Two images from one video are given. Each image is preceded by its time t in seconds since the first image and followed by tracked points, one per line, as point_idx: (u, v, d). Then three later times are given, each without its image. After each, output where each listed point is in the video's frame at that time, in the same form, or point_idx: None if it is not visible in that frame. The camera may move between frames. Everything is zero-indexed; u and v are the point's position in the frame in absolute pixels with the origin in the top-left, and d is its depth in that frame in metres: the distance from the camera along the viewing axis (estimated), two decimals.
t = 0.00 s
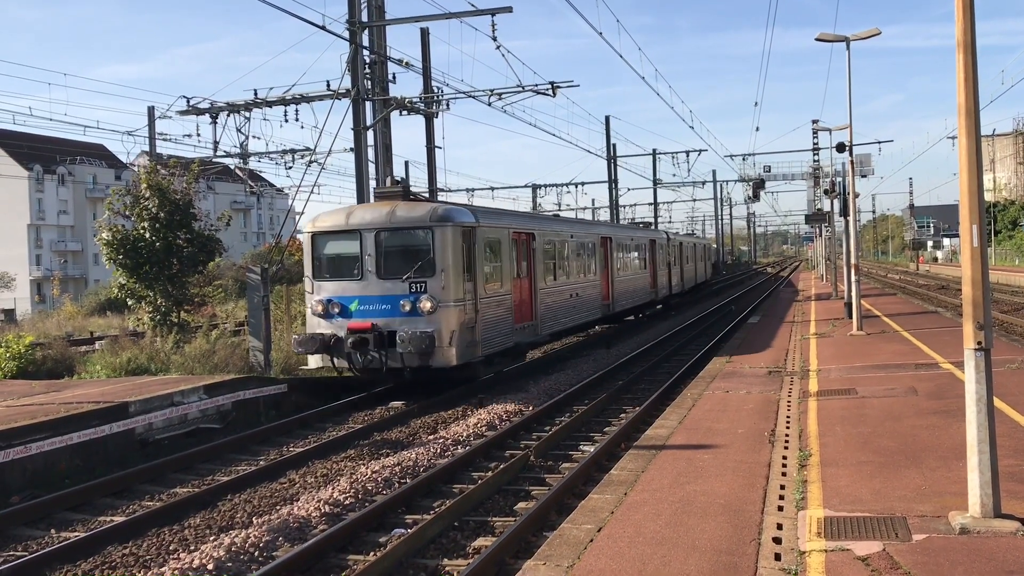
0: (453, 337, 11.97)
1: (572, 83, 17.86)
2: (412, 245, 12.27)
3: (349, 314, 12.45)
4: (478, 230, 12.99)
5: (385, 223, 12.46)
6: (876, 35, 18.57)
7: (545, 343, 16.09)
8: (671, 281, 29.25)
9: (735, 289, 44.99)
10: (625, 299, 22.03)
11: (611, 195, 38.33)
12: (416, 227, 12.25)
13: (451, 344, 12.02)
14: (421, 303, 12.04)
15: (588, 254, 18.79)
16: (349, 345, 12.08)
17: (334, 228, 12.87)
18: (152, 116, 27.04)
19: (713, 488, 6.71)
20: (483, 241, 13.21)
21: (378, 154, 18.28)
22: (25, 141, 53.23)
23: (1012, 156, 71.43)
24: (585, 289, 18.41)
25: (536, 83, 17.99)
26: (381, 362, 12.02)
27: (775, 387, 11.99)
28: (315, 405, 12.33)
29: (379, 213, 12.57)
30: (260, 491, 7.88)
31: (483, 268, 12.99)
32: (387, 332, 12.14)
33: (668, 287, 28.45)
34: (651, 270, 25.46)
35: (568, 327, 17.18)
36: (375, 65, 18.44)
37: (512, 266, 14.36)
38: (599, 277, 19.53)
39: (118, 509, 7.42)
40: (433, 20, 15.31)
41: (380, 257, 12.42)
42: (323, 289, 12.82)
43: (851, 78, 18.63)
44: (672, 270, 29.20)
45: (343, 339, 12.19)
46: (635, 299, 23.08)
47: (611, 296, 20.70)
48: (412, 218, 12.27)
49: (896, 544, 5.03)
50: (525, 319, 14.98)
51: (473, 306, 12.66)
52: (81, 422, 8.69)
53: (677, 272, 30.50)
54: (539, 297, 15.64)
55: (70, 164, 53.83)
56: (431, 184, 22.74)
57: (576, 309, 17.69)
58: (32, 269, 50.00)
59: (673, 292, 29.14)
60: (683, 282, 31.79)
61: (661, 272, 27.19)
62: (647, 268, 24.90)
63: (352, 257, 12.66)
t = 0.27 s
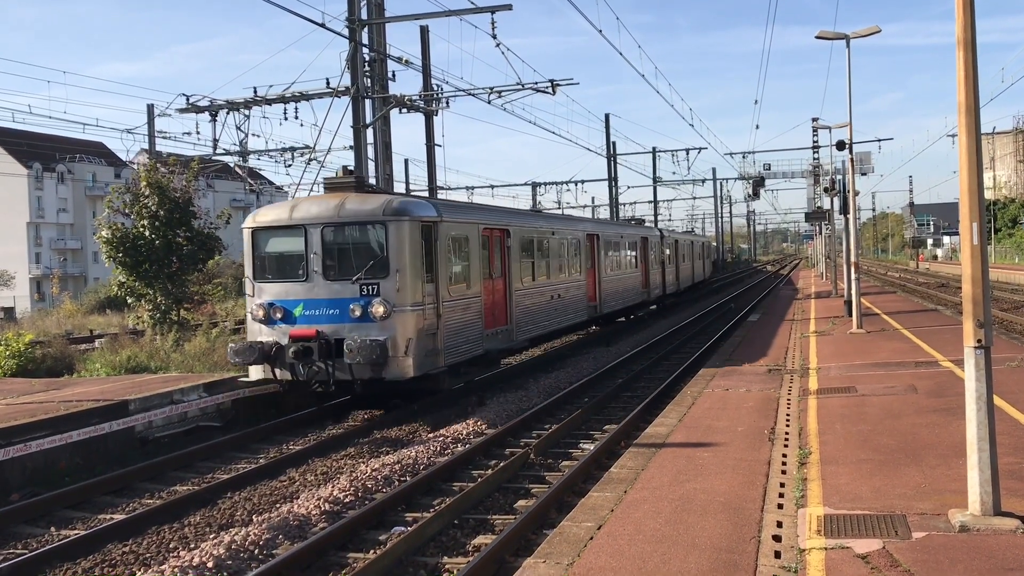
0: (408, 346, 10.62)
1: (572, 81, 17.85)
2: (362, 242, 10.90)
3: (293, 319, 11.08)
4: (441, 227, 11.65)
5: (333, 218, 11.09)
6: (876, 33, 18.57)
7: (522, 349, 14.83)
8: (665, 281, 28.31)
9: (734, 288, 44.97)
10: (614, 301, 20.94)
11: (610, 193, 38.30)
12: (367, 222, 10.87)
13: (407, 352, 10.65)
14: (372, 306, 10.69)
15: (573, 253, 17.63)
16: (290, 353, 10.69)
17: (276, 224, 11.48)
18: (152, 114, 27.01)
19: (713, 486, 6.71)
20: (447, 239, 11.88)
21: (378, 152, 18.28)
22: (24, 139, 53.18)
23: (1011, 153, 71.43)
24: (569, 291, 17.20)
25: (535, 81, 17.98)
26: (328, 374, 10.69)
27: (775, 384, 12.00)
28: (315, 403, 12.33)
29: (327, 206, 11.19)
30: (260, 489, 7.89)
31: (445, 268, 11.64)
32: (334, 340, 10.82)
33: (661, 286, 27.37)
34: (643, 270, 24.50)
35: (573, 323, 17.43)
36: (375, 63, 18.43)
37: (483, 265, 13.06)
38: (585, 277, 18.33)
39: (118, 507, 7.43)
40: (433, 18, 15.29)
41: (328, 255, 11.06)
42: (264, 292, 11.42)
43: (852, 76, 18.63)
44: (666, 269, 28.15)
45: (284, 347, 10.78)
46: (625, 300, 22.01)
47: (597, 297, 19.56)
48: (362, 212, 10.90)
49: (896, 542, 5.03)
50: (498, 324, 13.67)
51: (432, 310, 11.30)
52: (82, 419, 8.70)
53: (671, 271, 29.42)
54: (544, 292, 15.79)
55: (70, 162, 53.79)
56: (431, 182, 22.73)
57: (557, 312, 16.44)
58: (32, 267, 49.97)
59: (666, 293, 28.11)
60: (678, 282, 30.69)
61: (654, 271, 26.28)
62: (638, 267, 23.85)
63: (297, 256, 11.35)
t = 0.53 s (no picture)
0: (352, 357, 9.48)
1: (572, 79, 17.83)
2: (301, 240, 9.76)
3: (222, 327, 9.95)
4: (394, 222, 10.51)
5: (266, 212, 9.92)
6: (877, 30, 18.56)
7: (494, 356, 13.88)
8: (660, 281, 27.45)
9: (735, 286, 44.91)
10: (601, 303, 19.98)
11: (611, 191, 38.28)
12: (305, 217, 9.72)
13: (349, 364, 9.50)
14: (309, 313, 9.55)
15: (553, 252, 16.71)
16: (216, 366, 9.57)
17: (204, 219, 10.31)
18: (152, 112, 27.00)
19: (713, 484, 6.71)
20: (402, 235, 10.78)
21: (378, 150, 18.27)
22: (24, 137, 53.16)
23: (1011, 151, 71.37)
24: (547, 294, 16.25)
25: (536, 79, 17.97)
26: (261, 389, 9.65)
27: (776, 382, 12.00)
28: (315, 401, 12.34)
29: (260, 199, 10.02)
30: (260, 487, 7.89)
31: (399, 268, 10.51)
32: (267, 351, 9.68)
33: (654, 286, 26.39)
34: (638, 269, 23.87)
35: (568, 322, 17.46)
36: (375, 61, 18.42)
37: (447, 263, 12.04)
38: (567, 279, 17.34)
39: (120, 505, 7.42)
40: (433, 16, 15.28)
41: (262, 253, 9.92)
42: (192, 297, 10.27)
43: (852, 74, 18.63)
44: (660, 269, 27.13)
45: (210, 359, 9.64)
46: (612, 302, 21.04)
47: (582, 300, 18.64)
48: (300, 205, 9.73)
49: (897, 540, 5.03)
50: (465, 330, 12.65)
51: (383, 315, 10.15)
52: (82, 418, 8.71)
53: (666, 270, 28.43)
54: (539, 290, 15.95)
55: (70, 160, 53.77)
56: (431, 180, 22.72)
57: (535, 317, 15.49)
58: (32, 265, 49.97)
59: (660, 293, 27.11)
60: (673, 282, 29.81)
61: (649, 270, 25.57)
62: (628, 266, 22.83)
63: (228, 255, 10.19)
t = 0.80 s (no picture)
0: (279, 373, 7.99)
1: (572, 77, 17.82)
2: (219, 237, 8.24)
3: (128, 339, 8.39)
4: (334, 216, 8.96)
5: (176, 203, 8.37)
6: (877, 28, 18.55)
7: (460, 366, 12.40)
8: (653, 280, 26.40)
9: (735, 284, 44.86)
10: (585, 306, 18.77)
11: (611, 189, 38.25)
12: (223, 210, 8.21)
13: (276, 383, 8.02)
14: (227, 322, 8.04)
15: (532, 252, 15.41)
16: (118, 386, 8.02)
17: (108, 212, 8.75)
18: (152, 110, 26.97)
19: (713, 482, 6.71)
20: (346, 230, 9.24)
21: (378, 148, 18.26)
22: (24, 136, 53.12)
23: (1012, 148, 71.31)
24: (524, 297, 14.85)
25: (536, 77, 17.95)
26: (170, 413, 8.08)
27: (776, 381, 11.99)
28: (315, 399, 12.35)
29: (171, 188, 8.47)
30: (261, 485, 7.89)
31: (341, 269, 9.00)
32: (179, 367, 8.13)
33: (645, 286, 25.22)
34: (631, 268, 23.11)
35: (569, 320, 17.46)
36: (375, 60, 18.40)
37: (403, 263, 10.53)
38: (546, 281, 15.96)
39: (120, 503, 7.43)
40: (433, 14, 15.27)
41: (174, 252, 8.38)
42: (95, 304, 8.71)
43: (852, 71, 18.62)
44: (652, 268, 25.90)
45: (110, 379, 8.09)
46: (598, 303, 19.85)
47: (564, 302, 17.37)
48: (217, 196, 8.22)
49: (897, 538, 5.03)
50: (425, 338, 11.12)
51: (320, 323, 8.64)
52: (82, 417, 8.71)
53: (659, 269, 27.23)
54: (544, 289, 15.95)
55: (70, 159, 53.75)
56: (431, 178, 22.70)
57: (509, 322, 14.08)
58: (32, 264, 49.95)
59: (652, 293, 25.93)
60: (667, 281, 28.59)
61: (641, 269, 24.61)
62: (617, 265, 21.67)
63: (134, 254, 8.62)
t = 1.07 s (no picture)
0: (176, 397, 6.78)
1: (572, 76, 17.82)
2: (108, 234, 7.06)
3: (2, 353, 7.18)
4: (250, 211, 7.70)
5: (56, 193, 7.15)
6: (876, 27, 18.55)
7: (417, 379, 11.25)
8: (646, 281, 25.46)
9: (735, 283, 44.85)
10: (566, 308, 17.70)
11: (610, 187, 38.24)
12: (111, 202, 7.01)
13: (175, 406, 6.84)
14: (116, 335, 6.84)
15: (505, 252, 14.34)
16: None
17: None
18: (151, 109, 26.89)
19: (713, 480, 6.71)
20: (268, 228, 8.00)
21: (377, 147, 18.24)
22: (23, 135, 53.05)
23: (1011, 147, 71.32)
24: (493, 302, 13.74)
25: (535, 76, 17.94)
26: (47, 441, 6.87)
27: (776, 379, 11.97)
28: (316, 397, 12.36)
29: (53, 178, 7.25)
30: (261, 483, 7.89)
31: (258, 271, 7.76)
32: (58, 389, 6.91)
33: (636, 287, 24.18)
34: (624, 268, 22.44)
35: (565, 320, 17.52)
36: (374, 59, 18.39)
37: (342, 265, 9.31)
38: (519, 283, 14.84)
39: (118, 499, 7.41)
40: (432, 13, 15.25)
41: (56, 251, 7.19)
42: None
43: (852, 70, 18.62)
44: (643, 267, 24.88)
45: None
46: (582, 305, 18.82)
47: (542, 305, 16.34)
48: (104, 186, 7.02)
49: (896, 536, 5.03)
50: (373, 349, 9.94)
51: (232, 335, 7.44)
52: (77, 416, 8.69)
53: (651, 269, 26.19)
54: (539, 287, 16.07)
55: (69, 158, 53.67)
56: (431, 177, 22.69)
57: (476, 329, 12.97)
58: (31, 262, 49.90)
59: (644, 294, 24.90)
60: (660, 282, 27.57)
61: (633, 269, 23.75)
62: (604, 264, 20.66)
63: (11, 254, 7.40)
